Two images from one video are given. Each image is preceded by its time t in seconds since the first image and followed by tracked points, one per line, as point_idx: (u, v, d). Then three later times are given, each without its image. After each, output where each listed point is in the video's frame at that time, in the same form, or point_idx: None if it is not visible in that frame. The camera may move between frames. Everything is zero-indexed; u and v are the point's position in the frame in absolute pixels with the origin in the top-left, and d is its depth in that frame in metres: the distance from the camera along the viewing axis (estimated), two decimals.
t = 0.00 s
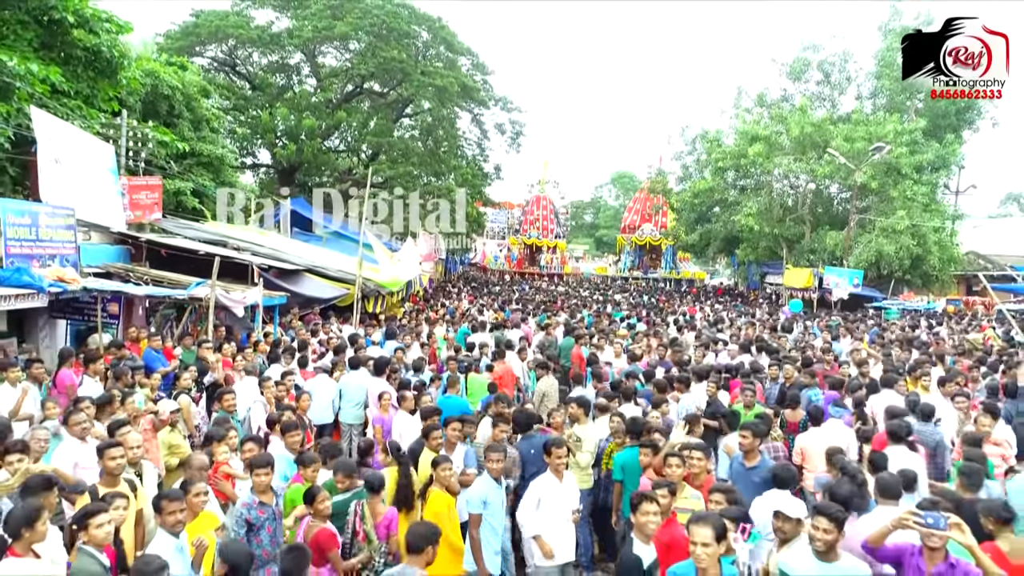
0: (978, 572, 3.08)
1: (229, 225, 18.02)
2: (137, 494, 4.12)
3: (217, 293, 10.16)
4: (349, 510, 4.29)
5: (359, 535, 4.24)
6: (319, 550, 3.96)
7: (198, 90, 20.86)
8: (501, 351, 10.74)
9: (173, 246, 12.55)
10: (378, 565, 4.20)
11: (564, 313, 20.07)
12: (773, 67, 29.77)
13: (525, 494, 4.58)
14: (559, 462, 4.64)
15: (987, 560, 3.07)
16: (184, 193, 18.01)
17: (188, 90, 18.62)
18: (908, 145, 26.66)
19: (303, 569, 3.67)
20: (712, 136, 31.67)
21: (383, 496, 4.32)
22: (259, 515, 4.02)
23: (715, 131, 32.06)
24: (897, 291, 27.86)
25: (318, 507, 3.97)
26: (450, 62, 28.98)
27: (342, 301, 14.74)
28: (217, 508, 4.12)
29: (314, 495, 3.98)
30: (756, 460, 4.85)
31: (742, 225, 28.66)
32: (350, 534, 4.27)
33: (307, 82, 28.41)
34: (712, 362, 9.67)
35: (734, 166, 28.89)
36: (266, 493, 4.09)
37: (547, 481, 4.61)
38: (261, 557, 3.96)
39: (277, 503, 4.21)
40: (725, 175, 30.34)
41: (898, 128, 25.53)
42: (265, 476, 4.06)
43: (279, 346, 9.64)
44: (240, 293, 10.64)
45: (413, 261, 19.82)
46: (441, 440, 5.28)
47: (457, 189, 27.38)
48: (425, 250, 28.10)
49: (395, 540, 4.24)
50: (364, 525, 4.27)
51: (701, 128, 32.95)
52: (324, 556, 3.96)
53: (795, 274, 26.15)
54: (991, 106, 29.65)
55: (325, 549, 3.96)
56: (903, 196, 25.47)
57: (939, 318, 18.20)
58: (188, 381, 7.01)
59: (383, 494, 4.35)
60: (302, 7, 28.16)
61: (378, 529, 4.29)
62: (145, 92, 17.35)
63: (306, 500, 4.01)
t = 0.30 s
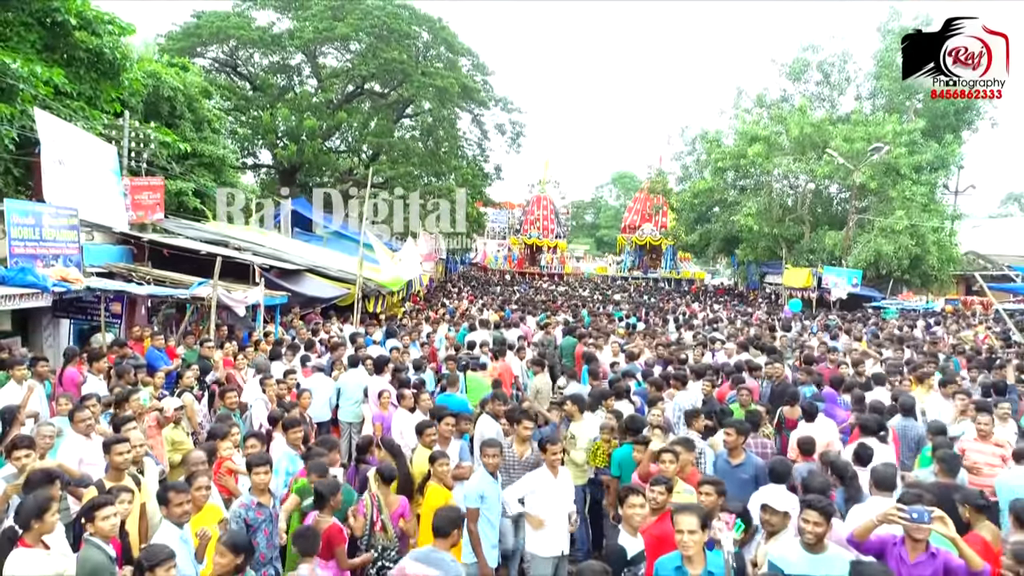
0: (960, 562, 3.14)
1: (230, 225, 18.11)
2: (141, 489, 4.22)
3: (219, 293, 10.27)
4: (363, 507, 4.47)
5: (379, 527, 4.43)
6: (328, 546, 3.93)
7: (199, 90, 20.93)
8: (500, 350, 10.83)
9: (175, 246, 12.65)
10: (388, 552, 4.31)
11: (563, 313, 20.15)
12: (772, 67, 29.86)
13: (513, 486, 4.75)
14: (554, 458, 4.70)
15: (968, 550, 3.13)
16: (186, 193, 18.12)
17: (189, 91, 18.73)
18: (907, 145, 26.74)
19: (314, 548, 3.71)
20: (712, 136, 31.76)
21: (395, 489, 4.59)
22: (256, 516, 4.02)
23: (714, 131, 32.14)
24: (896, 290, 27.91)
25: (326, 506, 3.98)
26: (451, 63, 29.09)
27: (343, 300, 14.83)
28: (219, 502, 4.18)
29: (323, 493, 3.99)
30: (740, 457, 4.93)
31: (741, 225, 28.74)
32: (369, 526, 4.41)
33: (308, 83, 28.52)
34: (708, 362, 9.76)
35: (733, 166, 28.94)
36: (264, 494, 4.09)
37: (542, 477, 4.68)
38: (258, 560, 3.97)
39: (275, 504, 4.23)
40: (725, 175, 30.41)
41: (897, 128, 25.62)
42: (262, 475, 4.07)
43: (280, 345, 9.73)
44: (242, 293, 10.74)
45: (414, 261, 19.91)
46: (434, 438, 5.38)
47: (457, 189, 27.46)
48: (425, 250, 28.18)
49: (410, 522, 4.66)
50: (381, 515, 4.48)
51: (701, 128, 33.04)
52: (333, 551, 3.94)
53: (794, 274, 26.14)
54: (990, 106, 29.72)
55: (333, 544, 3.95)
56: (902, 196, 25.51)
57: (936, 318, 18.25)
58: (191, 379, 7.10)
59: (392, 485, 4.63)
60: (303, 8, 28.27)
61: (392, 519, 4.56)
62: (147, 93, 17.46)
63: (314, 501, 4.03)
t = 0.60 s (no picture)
0: (941, 555, 3.21)
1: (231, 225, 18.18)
2: (140, 485, 4.28)
3: (219, 292, 10.34)
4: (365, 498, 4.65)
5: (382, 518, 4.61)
6: (331, 538, 4.06)
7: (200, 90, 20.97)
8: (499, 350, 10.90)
9: (176, 246, 12.71)
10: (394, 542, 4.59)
11: (563, 313, 20.20)
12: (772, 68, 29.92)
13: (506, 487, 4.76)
14: (547, 456, 4.76)
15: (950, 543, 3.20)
16: (186, 193, 18.20)
17: (190, 91, 18.78)
18: (906, 145, 26.79)
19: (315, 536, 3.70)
20: (712, 136, 31.82)
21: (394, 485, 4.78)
22: (257, 510, 4.02)
23: (714, 132, 32.19)
24: (895, 291, 27.95)
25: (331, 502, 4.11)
26: (451, 63, 29.18)
27: (342, 300, 14.89)
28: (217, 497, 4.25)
29: (328, 488, 4.13)
30: (720, 454, 4.96)
31: (741, 225, 28.82)
32: (373, 517, 4.59)
33: (308, 83, 28.61)
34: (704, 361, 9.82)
35: (732, 166, 28.99)
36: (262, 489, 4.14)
37: (536, 474, 4.72)
38: (257, 555, 3.98)
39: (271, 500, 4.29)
40: (724, 175, 30.46)
41: (896, 128, 25.69)
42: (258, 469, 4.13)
43: (279, 345, 9.80)
44: (242, 292, 10.81)
45: (414, 261, 19.96)
46: (427, 435, 5.45)
47: (457, 189, 27.49)
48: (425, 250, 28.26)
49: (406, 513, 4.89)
50: (383, 509, 4.63)
51: (701, 128, 33.10)
52: (335, 543, 4.08)
53: (793, 274, 26.21)
54: (989, 107, 29.77)
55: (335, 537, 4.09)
56: (901, 196, 25.52)
57: (934, 318, 18.31)
58: (190, 378, 7.16)
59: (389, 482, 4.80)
60: (304, 8, 28.34)
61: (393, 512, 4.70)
62: (148, 94, 17.52)
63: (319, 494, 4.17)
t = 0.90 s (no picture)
0: (918, 551, 3.24)
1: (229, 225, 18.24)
2: (130, 482, 4.32)
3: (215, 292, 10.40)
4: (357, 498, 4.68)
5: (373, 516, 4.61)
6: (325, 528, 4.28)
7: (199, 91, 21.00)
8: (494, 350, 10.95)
9: (173, 246, 12.75)
10: (384, 540, 4.61)
11: (561, 313, 20.24)
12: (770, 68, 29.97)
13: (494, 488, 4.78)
14: (534, 454, 4.77)
15: (927, 538, 3.23)
16: (184, 193, 18.25)
17: (188, 91, 18.81)
18: (904, 145, 26.84)
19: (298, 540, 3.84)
20: (710, 136, 31.86)
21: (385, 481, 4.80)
22: (241, 512, 3.95)
23: (712, 132, 32.23)
24: (893, 290, 27.98)
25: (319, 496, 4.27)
26: (449, 64, 29.24)
27: (339, 300, 14.93)
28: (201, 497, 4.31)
29: (317, 484, 4.26)
30: (696, 450, 5.00)
31: (739, 225, 28.86)
32: (363, 515, 4.60)
33: (307, 83, 28.66)
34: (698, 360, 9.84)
35: (731, 166, 29.03)
36: (246, 490, 4.09)
37: (523, 473, 4.75)
38: (241, 557, 3.92)
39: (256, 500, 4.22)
40: (723, 175, 30.50)
41: (894, 128, 25.74)
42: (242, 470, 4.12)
43: (275, 345, 9.85)
44: (238, 292, 10.86)
45: (413, 261, 19.98)
46: (417, 434, 5.51)
47: (456, 189, 27.51)
48: (424, 250, 28.29)
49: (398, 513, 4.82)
50: (374, 506, 4.64)
51: (700, 128, 33.15)
52: (330, 532, 4.31)
53: (791, 274, 26.28)
54: (988, 107, 29.81)
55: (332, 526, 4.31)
56: (899, 196, 25.56)
57: (930, 317, 18.35)
58: (185, 378, 7.21)
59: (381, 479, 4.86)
60: (304, 9, 28.38)
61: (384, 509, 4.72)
62: (146, 94, 17.56)
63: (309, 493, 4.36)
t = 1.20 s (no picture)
0: (888, 547, 3.31)
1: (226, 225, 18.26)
2: (113, 481, 4.35)
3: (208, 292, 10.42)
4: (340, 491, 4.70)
5: (358, 510, 4.65)
6: (322, 523, 4.39)
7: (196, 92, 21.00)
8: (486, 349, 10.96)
9: (167, 246, 12.76)
10: (370, 533, 4.66)
11: (558, 313, 20.24)
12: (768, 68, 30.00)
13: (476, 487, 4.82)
14: (514, 454, 4.82)
15: (895, 535, 3.28)
16: (181, 193, 18.28)
17: (185, 92, 18.81)
18: (901, 145, 26.86)
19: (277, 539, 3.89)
20: (708, 136, 31.85)
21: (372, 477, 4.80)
22: (210, 517, 3.85)
23: (710, 132, 32.23)
24: (891, 290, 27.96)
25: (315, 491, 4.35)
26: (447, 64, 29.29)
27: (335, 300, 14.96)
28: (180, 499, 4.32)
29: (310, 480, 4.34)
30: (676, 452, 5.04)
31: (737, 225, 28.85)
32: (348, 510, 4.64)
33: (305, 83, 28.68)
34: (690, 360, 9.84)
35: (729, 166, 29.02)
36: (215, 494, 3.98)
37: (504, 472, 4.79)
38: (215, 563, 3.78)
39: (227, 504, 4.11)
40: (721, 175, 30.49)
41: (891, 128, 25.77)
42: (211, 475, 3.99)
43: (268, 344, 9.88)
44: (231, 292, 10.89)
45: (410, 261, 19.98)
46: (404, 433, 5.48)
47: (454, 189, 27.51)
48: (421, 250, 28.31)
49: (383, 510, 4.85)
50: (359, 501, 4.68)
51: (698, 129, 33.17)
52: (326, 527, 4.40)
53: (789, 274, 26.28)
54: (986, 107, 29.82)
55: (328, 522, 4.42)
56: (896, 196, 25.57)
57: (926, 317, 18.34)
58: (174, 377, 7.24)
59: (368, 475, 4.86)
60: (302, 9, 28.37)
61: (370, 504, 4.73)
62: (142, 94, 17.57)
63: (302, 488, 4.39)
